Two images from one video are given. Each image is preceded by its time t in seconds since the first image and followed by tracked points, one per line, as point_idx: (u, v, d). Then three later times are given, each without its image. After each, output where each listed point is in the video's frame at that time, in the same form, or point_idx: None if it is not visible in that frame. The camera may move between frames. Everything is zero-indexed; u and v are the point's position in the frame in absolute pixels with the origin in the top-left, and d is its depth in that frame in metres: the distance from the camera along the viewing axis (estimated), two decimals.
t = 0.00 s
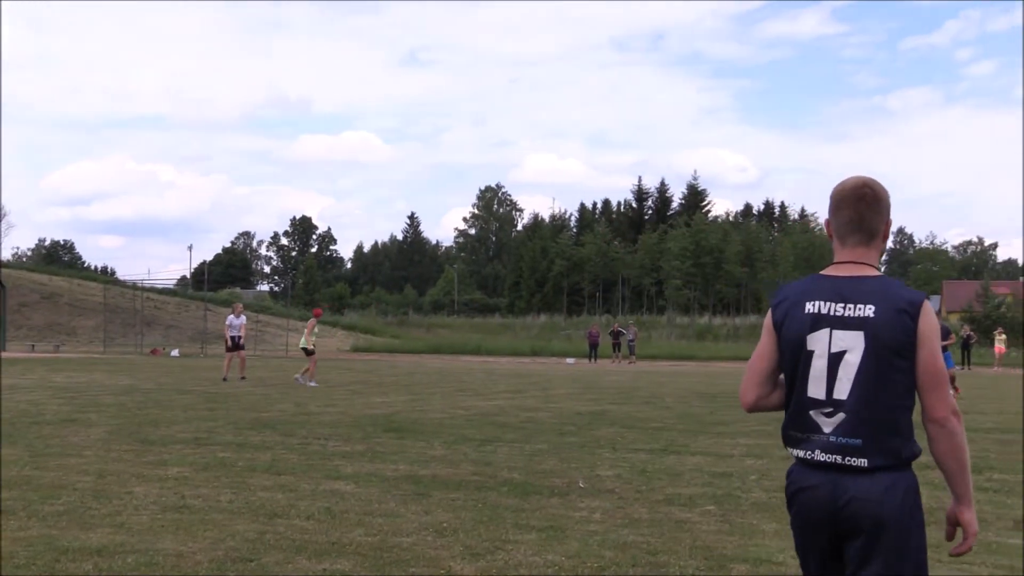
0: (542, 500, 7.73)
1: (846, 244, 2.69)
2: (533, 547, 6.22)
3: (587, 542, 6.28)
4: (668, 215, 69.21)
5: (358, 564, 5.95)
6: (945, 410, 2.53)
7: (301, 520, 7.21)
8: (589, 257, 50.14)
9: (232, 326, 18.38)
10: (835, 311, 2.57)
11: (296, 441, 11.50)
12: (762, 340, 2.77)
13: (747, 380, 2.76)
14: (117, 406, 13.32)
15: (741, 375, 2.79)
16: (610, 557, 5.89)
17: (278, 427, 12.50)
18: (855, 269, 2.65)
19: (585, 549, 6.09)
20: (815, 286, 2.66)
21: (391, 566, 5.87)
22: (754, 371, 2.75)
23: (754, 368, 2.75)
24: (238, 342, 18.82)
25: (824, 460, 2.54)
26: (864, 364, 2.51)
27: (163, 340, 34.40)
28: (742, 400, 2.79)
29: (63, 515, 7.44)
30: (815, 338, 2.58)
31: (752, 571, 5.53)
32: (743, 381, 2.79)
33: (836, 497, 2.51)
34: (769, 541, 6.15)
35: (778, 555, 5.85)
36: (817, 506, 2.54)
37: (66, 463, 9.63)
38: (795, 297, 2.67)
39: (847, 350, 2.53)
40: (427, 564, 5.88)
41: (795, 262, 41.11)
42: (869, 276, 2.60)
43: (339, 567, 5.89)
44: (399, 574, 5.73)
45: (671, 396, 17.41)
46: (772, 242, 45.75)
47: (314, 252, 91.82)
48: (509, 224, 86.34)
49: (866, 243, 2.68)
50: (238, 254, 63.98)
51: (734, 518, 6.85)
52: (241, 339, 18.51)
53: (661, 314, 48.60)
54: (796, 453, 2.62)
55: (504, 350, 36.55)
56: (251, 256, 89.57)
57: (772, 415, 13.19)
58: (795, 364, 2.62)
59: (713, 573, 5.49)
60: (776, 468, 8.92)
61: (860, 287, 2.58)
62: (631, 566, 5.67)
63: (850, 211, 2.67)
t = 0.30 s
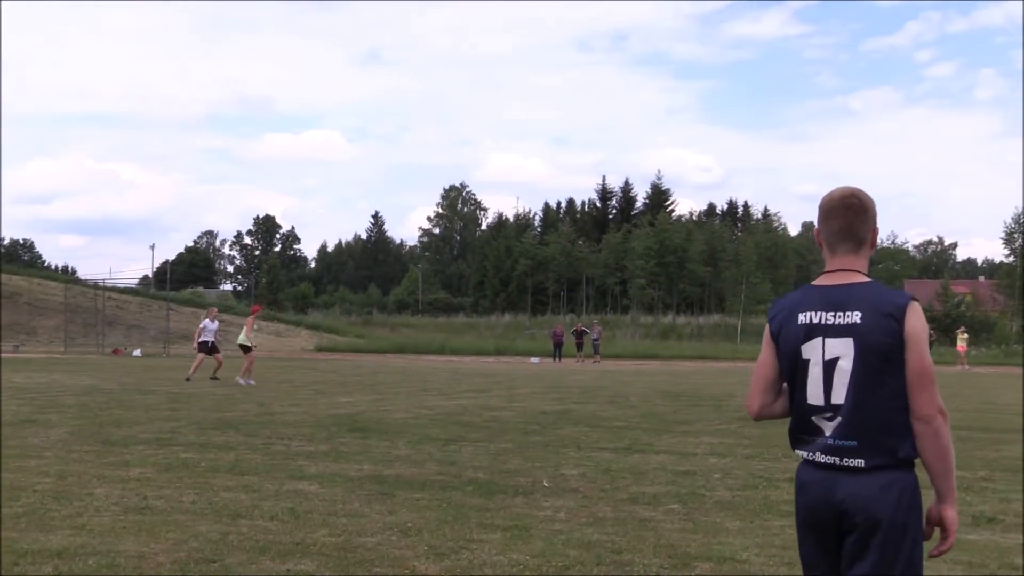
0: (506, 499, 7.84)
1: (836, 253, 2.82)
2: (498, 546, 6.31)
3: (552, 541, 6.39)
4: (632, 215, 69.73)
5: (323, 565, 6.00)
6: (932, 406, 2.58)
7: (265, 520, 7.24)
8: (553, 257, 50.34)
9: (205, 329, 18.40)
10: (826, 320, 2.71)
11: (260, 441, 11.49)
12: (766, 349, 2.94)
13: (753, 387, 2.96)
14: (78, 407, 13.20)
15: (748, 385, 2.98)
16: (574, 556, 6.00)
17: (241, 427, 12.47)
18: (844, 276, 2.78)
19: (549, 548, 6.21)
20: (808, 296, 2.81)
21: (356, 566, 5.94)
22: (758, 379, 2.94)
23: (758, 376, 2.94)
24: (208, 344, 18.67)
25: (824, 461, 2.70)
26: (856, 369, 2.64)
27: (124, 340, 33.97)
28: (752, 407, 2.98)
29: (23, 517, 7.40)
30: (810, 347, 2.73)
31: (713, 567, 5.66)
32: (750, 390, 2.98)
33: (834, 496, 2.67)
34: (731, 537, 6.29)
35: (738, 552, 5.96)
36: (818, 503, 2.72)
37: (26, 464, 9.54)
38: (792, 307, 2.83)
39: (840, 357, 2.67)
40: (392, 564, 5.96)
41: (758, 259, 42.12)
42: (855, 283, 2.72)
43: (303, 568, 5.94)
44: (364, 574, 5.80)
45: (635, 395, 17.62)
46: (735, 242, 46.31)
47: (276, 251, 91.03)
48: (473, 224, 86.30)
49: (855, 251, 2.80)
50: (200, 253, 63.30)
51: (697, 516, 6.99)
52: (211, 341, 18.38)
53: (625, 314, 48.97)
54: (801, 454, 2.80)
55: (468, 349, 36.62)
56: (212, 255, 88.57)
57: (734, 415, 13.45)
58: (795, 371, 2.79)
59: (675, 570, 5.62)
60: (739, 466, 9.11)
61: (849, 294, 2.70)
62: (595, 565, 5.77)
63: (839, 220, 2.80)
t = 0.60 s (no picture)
0: (494, 499, 7.88)
1: (852, 252, 2.89)
2: (487, 546, 6.35)
3: (540, 541, 6.43)
4: (620, 215, 69.93)
5: (311, 565, 6.02)
6: (957, 393, 2.67)
7: (254, 520, 7.26)
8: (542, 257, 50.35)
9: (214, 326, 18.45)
10: (847, 318, 2.78)
11: (248, 441, 11.49)
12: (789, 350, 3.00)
13: (779, 385, 2.99)
14: (65, 407, 13.15)
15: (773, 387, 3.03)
16: (563, 555, 6.05)
17: (228, 427, 12.45)
18: (861, 274, 2.85)
19: (538, 548, 6.25)
20: (828, 296, 2.87)
21: (344, 567, 5.96)
22: (784, 377, 2.99)
23: (784, 374, 2.99)
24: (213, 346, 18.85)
25: (852, 455, 2.75)
26: (880, 364, 2.71)
27: (112, 339, 33.82)
28: (778, 409, 3.03)
29: (10, 518, 7.39)
30: (834, 345, 2.79)
31: (700, 566, 5.71)
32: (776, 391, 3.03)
33: (862, 488, 2.72)
34: (718, 537, 6.33)
35: (726, 551, 5.99)
36: (845, 498, 2.75)
37: (13, 465, 9.51)
38: (813, 308, 2.89)
39: (864, 354, 2.73)
40: (381, 564, 5.99)
41: (746, 258, 42.61)
42: (873, 281, 2.79)
43: (291, 567, 5.96)
44: (351, 574, 5.83)
45: (624, 395, 17.69)
46: (723, 241, 46.49)
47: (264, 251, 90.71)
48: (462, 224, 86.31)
49: (869, 249, 2.87)
50: (187, 252, 63.01)
51: (686, 515, 7.04)
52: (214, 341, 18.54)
53: (613, 313, 49.07)
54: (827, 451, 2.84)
55: (457, 348, 36.65)
56: (200, 254, 88.24)
57: (721, 414, 13.54)
58: (817, 369, 2.84)
59: (664, 569, 5.66)
60: (727, 465, 9.18)
61: (869, 292, 2.77)
62: (584, 564, 5.81)
63: (852, 221, 2.87)
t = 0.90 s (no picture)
0: (494, 499, 7.88)
1: (904, 249, 2.87)
2: (486, 546, 6.35)
3: (540, 540, 6.43)
4: (619, 215, 69.91)
5: (310, 564, 6.02)
6: (1006, 397, 2.73)
7: (253, 520, 7.26)
8: (541, 257, 50.34)
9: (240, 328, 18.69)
10: (910, 315, 2.75)
11: (247, 441, 11.48)
12: (831, 343, 2.89)
13: (824, 382, 2.87)
14: (64, 407, 13.13)
15: (812, 380, 2.90)
16: (562, 555, 6.05)
17: (227, 427, 12.45)
18: (915, 272, 2.84)
19: (537, 548, 6.25)
20: (885, 291, 2.82)
21: (343, 567, 5.96)
22: (831, 373, 2.86)
23: (829, 372, 2.87)
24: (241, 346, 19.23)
25: (911, 455, 2.70)
26: (944, 363, 2.71)
27: (111, 339, 33.82)
28: (815, 403, 2.90)
29: (8, 518, 7.38)
30: (897, 342, 2.74)
31: (700, 566, 5.70)
32: (816, 385, 2.90)
33: (925, 489, 2.68)
34: (718, 537, 6.32)
35: (726, 551, 5.98)
36: (906, 500, 2.69)
37: (12, 465, 9.51)
38: (870, 302, 2.82)
39: (927, 352, 2.71)
40: (379, 564, 6.00)
41: (745, 258, 42.60)
42: (934, 280, 2.79)
43: (290, 568, 5.96)
44: (350, 574, 5.82)
45: (624, 395, 17.67)
46: (722, 241, 46.54)
47: (264, 251, 90.70)
48: (461, 224, 86.29)
49: (921, 247, 2.86)
50: (187, 253, 62.97)
51: (686, 515, 7.04)
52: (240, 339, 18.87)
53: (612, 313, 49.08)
54: (879, 451, 2.76)
55: (456, 348, 36.66)
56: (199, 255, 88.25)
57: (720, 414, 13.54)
58: (877, 365, 2.76)
59: (664, 569, 5.65)
60: (727, 465, 9.18)
61: (931, 291, 2.77)
62: (584, 565, 5.80)
63: (906, 216, 2.84)
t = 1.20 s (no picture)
0: (485, 499, 7.90)
1: (959, 252, 2.90)
2: (477, 546, 6.36)
3: (531, 540, 6.46)
4: (610, 215, 70.00)
5: (301, 564, 6.03)
6: None
7: (243, 520, 7.26)
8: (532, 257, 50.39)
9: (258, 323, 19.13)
10: (987, 314, 2.77)
11: (238, 441, 11.48)
12: (903, 344, 2.81)
13: (902, 384, 2.77)
14: (55, 407, 13.10)
15: (890, 384, 2.79)
16: (554, 555, 6.07)
17: (218, 427, 12.44)
18: (979, 273, 2.87)
19: (530, 547, 6.28)
20: (957, 289, 2.82)
21: (334, 566, 5.97)
22: (906, 376, 2.78)
23: (904, 374, 2.79)
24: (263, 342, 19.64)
25: (988, 460, 2.70)
26: (1017, 362, 2.76)
27: (102, 339, 33.72)
28: (894, 407, 2.78)
29: None
30: (977, 341, 2.75)
31: (692, 565, 5.74)
32: (895, 389, 2.79)
33: (999, 494, 2.69)
34: (709, 536, 6.35)
35: (718, 550, 6.02)
36: (984, 505, 2.69)
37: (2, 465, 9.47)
38: (946, 299, 2.80)
39: (1003, 352, 2.75)
40: (370, 563, 6.02)
41: (737, 257, 42.70)
42: (1001, 281, 2.84)
43: (281, 568, 5.97)
44: (341, 573, 5.83)
45: (616, 394, 17.71)
46: (713, 241, 46.68)
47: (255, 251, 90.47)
48: (452, 223, 86.26)
49: (976, 248, 2.89)
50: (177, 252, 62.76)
51: (677, 515, 7.06)
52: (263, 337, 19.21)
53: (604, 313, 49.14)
54: (951, 453, 2.75)
55: (448, 348, 36.68)
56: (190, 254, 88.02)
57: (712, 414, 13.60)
58: (954, 366, 2.75)
59: (655, 569, 5.68)
60: (718, 465, 9.23)
61: (1003, 290, 2.81)
62: (575, 565, 5.82)
63: (965, 218, 2.86)
